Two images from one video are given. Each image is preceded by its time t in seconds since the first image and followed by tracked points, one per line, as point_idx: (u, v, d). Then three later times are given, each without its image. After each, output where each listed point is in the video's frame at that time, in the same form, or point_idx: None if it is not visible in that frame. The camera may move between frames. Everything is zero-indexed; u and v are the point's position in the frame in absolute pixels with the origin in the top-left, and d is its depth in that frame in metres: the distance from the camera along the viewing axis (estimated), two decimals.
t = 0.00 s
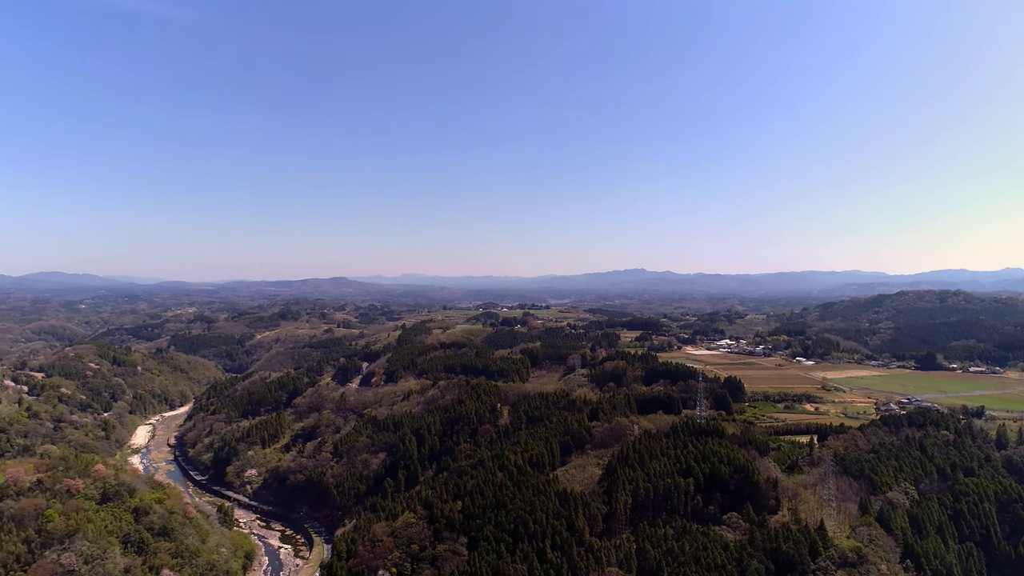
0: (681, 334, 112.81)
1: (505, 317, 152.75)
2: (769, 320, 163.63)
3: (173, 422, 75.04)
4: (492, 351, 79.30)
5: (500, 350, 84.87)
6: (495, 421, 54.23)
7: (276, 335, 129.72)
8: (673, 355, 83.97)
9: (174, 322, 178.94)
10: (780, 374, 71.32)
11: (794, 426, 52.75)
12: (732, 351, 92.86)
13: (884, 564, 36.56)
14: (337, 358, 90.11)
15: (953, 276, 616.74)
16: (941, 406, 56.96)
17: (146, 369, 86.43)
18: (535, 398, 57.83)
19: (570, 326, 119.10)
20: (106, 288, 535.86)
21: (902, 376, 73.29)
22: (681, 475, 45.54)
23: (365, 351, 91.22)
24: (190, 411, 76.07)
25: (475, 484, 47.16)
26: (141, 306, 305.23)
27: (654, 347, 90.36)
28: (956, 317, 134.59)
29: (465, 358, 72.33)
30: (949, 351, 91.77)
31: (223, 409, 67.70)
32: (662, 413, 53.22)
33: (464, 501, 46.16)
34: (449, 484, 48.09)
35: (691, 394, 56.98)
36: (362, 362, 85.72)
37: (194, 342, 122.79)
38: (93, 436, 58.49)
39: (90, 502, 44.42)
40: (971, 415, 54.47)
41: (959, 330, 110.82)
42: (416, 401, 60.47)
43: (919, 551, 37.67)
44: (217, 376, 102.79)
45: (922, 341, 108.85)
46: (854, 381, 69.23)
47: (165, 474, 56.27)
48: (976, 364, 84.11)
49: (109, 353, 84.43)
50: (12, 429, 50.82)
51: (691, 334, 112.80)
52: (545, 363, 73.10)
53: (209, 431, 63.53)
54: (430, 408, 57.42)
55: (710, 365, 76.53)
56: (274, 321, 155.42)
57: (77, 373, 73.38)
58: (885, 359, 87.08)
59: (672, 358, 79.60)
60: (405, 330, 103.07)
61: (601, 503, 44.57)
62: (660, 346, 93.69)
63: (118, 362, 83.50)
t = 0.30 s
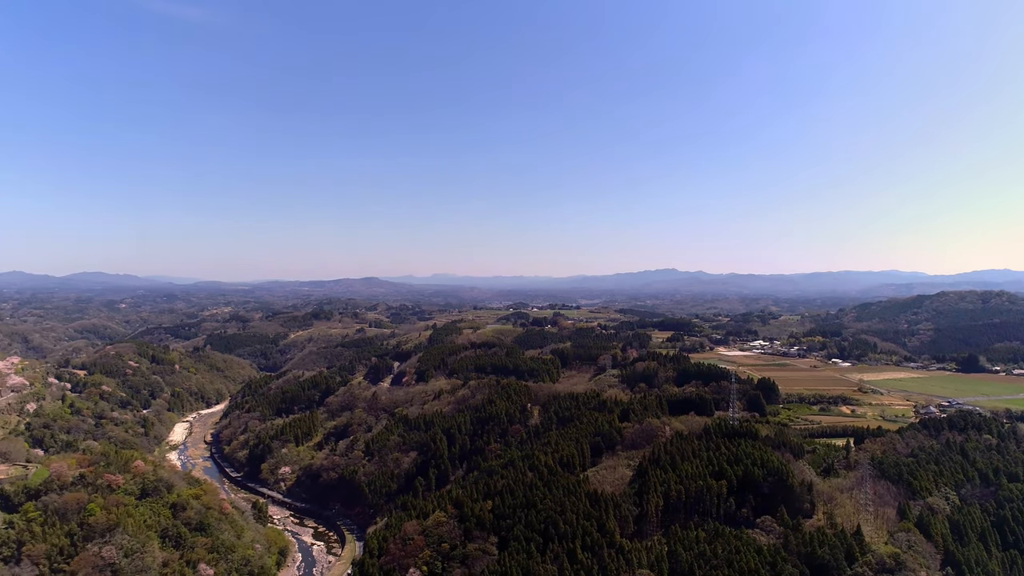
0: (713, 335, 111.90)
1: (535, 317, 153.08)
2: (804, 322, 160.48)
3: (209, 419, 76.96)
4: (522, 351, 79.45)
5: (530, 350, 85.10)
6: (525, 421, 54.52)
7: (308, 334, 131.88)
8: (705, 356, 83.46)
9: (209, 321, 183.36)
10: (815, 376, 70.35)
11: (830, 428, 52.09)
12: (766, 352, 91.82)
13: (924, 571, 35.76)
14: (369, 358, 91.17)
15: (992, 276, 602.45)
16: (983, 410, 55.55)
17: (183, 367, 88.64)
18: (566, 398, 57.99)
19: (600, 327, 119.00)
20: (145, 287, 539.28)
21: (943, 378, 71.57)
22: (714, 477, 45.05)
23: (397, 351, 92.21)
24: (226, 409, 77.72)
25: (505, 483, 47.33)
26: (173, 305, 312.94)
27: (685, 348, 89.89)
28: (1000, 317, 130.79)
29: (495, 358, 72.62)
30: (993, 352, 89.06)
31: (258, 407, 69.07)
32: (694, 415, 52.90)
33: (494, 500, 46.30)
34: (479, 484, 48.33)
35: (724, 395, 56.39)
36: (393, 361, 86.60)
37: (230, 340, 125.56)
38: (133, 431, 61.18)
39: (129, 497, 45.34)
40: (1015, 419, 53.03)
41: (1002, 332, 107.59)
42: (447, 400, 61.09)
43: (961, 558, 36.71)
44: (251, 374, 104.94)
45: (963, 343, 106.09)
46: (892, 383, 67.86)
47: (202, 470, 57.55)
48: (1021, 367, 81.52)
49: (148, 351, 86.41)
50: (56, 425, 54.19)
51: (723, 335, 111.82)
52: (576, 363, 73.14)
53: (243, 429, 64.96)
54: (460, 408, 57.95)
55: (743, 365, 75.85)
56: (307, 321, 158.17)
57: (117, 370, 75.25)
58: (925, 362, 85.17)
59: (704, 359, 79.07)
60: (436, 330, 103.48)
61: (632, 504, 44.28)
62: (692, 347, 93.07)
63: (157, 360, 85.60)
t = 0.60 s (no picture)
0: (745, 336, 110.71)
1: (564, 317, 152.99)
2: (839, 323, 157.37)
3: (243, 417, 78.64)
4: (552, 351, 79.47)
5: (560, 350, 85.13)
6: (555, 421, 54.68)
7: (339, 333, 133.65)
8: (736, 357, 82.77)
9: (243, 320, 187.31)
10: (850, 378, 69.21)
11: (865, 431, 51.29)
12: (799, 353, 90.63)
13: None
14: (399, 357, 92.06)
15: None
16: None
17: (218, 366, 90.70)
18: (596, 399, 57.98)
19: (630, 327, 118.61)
20: (179, 287, 546.29)
21: (984, 381, 69.69)
22: (746, 480, 44.53)
23: (427, 350, 92.94)
24: (259, 407, 79.34)
25: (535, 484, 47.39)
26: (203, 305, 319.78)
27: (716, 349, 89.21)
28: None
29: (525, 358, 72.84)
30: None
31: (290, 405, 70.37)
32: (726, 416, 52.43)
33: (523, 500, 46.38)
34: (508, 483, 48.48)
35: (756, 397, 55.63)
36: (423, 361, 87.25)
37: (264, 339, 128.07)
38: (169, 428, 62.86)
39: (166, 493, 46.35)
40: None
41: None
42: (476, 400, 61.44)
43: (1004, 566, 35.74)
44: (284, 374, 106.99)
45: (1006, 345, 103.02)
46: (932, 386, 66.35)
47: (236, 467, 58.69)
48: None
49: (184, 349, 88.53)
50: (96, 422, 55.97)
51: (756, 336, 110.51)
52: (605, 363, 73.06)
53: (276, 427, 66.28)
54: (490, 407, 58.29)
55: (775, 367, 75.00)
56: (338, 321, 160.45)
57: (155, 368, 77.07)
58: (965, 364, 83.03)
59: (736, 360, 78.51)
60: (465, 330, 103.80)
61: (663, 506, 43.99)
62: (723, 347, 92.28)
63: (193, 358, 87.60)
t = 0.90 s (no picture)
0: (777, 336, 109.27)
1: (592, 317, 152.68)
2: (875, 324, 154.50)
3: (275, 415, 80.11)
4: (581, 351, 79.43)
5: (588, 351, 85.03)
6: (583, 422, 54.76)
7: (368, 333, 135.16)
8: (767, 358, 81.94)
9: (274, 319, 190.78)
10: (885, 380, 68.02)
11: (902, 434, 50.45)
12: (833, 354, 89.28)
13: None
14: (429, 357, 92.78)
15: None
16: None
17: (251, 364, 92.42)
18: (625, 399, 57.94)
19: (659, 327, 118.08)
20: (207, 287, 558.95)
21: None
22: (777, 483, 43.98)
23: (456, 349, 93.58)
24: (291, 405, 80.85)
25: (563, 484, 47.39)
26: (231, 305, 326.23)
27: (747, 350, 88.33)
28: None
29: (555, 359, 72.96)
30: None
31: (321, 404, 71.74)
32: (757, 418, 52.02)
33: (552, 500, 46.38)
34: (537, 484, 48.57)
35: (788, 399, 55.11)
36: (452, 360, 87.76)
37: (297, 339, 130.20)
38: (204, 426, 64.30)
39: (200, 489, 47.21)
40: None
41: None
42: (505, 399, 61.70)
43: None
44: (314, 373, 108.66)
45: None
46: (972, 389, 64.76)
47: (269, 464, 60.51)
48: None
49: (218, 348, 90.40)
50: (133, 418, 57.37)
51: (788, 337, 109.04)
52: (634, 364, 72.92)
53: (307, 425, 67.61)
54: (518, 407, 58.52)
55: (808, 368, 74.08)
56: (369, 320, 162.36)
57: (190, 366, 78.65)
58: (1007, 367, 80.71)
59: (767, 362, 77.81)
60: (494, 330, 104.27)
61: (693, 508, 43.59)
62: (755, 348, 91.26)
63: (226, 357, 89.38)
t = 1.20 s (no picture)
0: (812, 338, 107.58)
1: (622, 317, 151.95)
2: (913, 325, 151.05)
3: (308, 413, 81.49)
4: (612, 352, 79.28)
5: (619, 352, 84.77)
6: (614, 423, 54.73)
7: (398, 332, 136.49)
8: (802, 360, 80.86)
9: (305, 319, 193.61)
10: (924, 383, 66.70)
11: (942, 438, 49.39)
12: (870, 356, 87.67)
13: None
14: (459, 357, 93.37)
15: None
16: None
17: (285, 363, 93.94)
18: (656, 401, 57.75)
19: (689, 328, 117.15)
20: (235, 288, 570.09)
21: None
22: (812, 487, 43.33)
23: (487, 349, 94.03)
24: (323, 404, 82.20)
25: (594, 485, 47.27)
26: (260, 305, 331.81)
27: (781, 352, 87.24)
28: None
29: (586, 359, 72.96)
30: None
31: (353, 403, 72.90)
32: (791, 421, 51.50)
33: (582, 501, 46.27)
34: (567, 484, 48.59)
35: (824, 402, 54.51)
36: (482, 360, 88.19)
37: (329, 338, 132.32)
38: (239, 423, 65.66)
39: (235, 485, 48.07)
40: None
41: None
42: (535, 399, 61.82)
43: None
44: (346, 372, 110.17)
45: None
46: (1017, 393, 62.92)
47: (301, 461, 61.99)
48: None
49: (253, 347, 92.24)
50: (171, 415, 58.79)
51: (823, 338, 107.31)
52: (666, 366, 72.56)
53: (339, 424, 68.74)
54: (548, 408, 58.60)
55: (844, 370, 72.96)
56: (399, 319, 163.88)
57: (226, 364, 80.31)
58: None
59: (802, 363, 76.86)
60: (524, 330, 104.58)
61: (725, 511, 43.04)
62: (790, 350, 90.00)
63: (260, 356, 91.04)
